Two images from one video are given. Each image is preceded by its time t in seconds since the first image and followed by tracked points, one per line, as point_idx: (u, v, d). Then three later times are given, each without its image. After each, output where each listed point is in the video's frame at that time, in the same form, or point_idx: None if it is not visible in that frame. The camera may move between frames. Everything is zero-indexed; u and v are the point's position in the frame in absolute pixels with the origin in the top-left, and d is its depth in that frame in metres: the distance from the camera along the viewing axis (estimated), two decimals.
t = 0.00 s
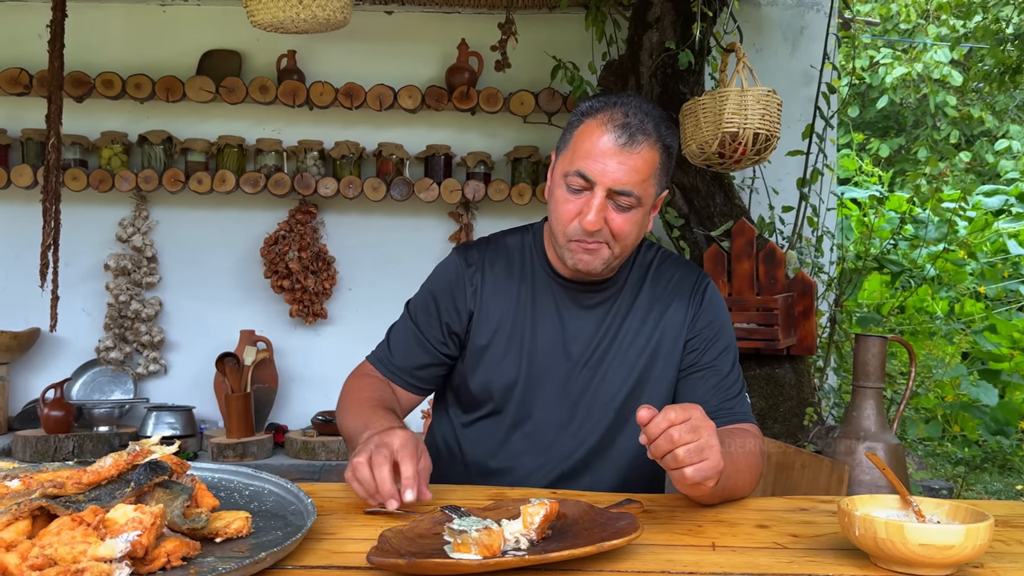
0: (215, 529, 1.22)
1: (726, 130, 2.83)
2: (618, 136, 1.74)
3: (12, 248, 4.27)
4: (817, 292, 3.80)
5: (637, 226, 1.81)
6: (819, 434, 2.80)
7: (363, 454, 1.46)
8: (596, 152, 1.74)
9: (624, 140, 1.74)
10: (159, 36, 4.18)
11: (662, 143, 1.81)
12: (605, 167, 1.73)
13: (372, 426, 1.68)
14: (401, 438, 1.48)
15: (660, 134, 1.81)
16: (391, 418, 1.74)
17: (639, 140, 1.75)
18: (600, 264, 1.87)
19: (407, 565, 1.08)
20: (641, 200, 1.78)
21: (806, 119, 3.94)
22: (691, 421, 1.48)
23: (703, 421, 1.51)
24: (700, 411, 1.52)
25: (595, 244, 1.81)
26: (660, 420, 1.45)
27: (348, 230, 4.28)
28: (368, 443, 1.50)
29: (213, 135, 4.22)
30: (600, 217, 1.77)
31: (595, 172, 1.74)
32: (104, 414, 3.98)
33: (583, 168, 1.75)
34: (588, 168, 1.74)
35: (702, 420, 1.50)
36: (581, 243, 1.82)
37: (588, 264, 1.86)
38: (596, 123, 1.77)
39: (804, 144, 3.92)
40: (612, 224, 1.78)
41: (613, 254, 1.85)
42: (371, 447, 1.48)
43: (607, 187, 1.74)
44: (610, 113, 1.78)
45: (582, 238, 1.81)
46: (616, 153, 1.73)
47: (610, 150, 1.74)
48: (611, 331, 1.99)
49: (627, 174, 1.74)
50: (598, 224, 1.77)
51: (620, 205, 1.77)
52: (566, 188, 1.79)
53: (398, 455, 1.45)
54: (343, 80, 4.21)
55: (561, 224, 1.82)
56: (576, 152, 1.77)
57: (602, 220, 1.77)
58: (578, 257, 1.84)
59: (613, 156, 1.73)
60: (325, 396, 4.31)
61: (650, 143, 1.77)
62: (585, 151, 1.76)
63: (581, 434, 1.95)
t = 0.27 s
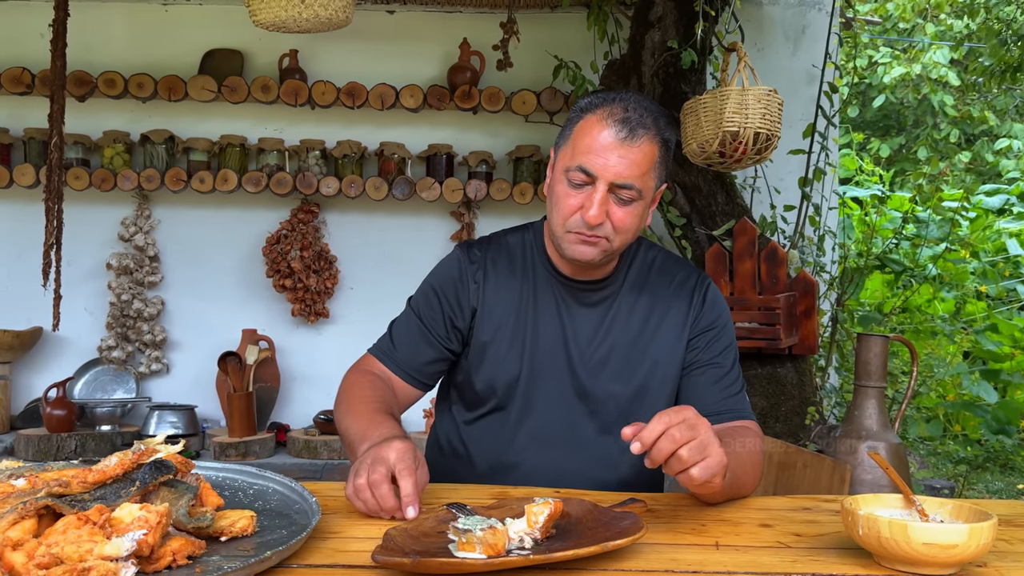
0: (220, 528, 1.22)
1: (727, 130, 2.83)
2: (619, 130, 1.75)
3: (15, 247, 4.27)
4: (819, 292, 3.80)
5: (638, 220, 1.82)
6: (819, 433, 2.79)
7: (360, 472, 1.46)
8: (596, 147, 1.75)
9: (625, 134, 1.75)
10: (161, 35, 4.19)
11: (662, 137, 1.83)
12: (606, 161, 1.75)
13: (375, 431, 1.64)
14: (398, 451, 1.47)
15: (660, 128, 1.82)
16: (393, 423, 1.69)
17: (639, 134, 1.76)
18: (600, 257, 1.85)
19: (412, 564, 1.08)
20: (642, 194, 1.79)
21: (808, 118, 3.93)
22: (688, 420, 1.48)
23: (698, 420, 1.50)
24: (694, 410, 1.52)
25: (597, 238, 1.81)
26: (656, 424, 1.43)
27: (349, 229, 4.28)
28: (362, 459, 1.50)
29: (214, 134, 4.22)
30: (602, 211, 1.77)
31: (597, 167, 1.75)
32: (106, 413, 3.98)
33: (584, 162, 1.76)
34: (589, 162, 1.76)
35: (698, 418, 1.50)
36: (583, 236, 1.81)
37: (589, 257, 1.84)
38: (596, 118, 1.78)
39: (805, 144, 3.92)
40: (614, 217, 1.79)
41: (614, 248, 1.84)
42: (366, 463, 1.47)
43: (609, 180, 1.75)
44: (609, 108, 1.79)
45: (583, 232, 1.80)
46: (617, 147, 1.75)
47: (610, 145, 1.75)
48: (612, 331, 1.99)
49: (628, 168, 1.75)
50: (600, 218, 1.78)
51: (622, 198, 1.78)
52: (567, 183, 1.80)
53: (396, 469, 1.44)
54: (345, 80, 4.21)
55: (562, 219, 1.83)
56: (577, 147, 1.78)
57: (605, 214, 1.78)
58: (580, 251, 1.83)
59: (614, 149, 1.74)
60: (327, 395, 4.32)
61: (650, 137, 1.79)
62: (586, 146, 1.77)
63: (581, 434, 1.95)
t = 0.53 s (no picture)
0: (223, 528, 1.22)
1: (725, 129, 2.83)
2: (591, 123, 1.75)
3: (16, 246, 4.27)
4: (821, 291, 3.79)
5: (621, 210, 1.81)
6: (825, 430, 2.80)
7: (376, 440, 1.42)
8: (572, 142, 1.75)
9: (598, 127, 1.75)
10: (162, 34, 4.18)
11: (637, 127, 1.82)
12: (583, 154, 1.74)
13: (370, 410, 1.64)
14: (412, 415, 1.42)
15: (632, 117, 1.82)
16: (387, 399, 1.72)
17: (612, 125, 1.76)
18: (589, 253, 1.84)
19: (415, 564, 1.08)
20: (623, 183, 1.78)
21: (809, 118, 3.93)
22: (650, 421, 1.42)
23: (661, 420, 1.44)
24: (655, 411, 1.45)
25: (583, 232, 1.80)
26: (618, 436, 1.36)
27: (351, 228, 4.28)
28: (376, 424, 1.46)
29: (215, 133, 4.22)
30: (585, 204, 1.76)
31: (574, 161, 1.75)
32: (107, 412, 3.99)
33: (562, 158, 1.75)
34: (567, 158, 1.75)
35: (660, 418, 1.43)
36: (568, 233, 1.80)
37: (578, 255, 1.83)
38: (568, 114, 1.78)
39: (807, 143, 3.92)
40: (597, 209, 1.78)
41: (601, 241, 1.83)
42: (380, 429, 1.43)
43: (588, 173, 1.75)
44: (580, 103, 1.79)
45: (568, 227, 1.79)
46: (591, 139, 1.74)
47: (585, 138, 1.75)
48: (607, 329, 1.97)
49: (604, 158, 1.75)
50: (583, 211, 1.77)
51: (603, 190, 1.77)
52: (548, 181, 1.79)
53: (412, 433, 1.40)
54: (346, 79, 4.21)
55: (547, 217, 1.81)
56: (553, 145, 1.78)
57: (587, 206, 1.77)
58: (567, 247, 1.82)
59: (589, 142, 1.74)
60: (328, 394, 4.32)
61: (624, 127, 1.78)
62: (562, 142, 1.76)
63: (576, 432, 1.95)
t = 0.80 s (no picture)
0: (225, 526, 1.23)
1: (725, 128, 2.83)
2: (560, 119, 1.73)
3: (16, 245, 4.28)
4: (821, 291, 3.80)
5: (601, 202, 1.79)
6: (825, 430, 2.76)
7: (400, 415, 1.39)
8: (543, 140, 1.73)
9: (567, 122, 1.72)
10: (162, 34, 4.19)
11: (608, 118, 1.79)
12: (555, 151, 1.72)
13: (376, 394, 1.58)
14: (438, 394, 1.40)
15: (602, 108, 1.78)
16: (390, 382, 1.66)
17: (581, 119, 1.73)
18: (572, 249, 1.84)
19: (417, 562, 1.08)
20: (599, 176, 1.76)
21: (810, 117, 3.93)
22: (599, 423, 1.33)
23: (611, 419, 1.34)
24: (607, 414, 1.36)
25: (564, 228, 1.80)
26: (566, 451, 1.29)
27: (351, 228, 4.28)
28: (399, 399, 1.43)
29: (216, 133, 4.22)
30: (563, 200, 1.75)
31: (548, 159, 1.73)
32: (107, 411, 3.99)
33: (535, 157, 1.74)
34: (540, 156, 1.73)
35: (609, 420, 1.34)
36: (549, 230, 1.80)
37: (560, 251, 1.83)
38: (536, 113, 1.75)
39: (807, 143, 3.93)
40: (576, 204, 1.77)
41: (582, 235, 1.82)
42: (404, 405, 1.41)
43: (562, 169, 1.73)
44: (547, 101, 1.76)
45: (548, 224, 1.79)
46: (562, 135, 1.72)
47: (555, 135, 1.73)
48: (594, 323, 1.97)
49: (577, 153, 1.72)
50: (562, 207, 1.76)
51: (580, 185, 1.75)
52: (524, 181, 1.78)
53: (437, 413, 1.38)
54: (347, 78, 4.21)
55: (527, 217, 1.81)
56: (525, 144, 1.75)
57: (565, 202, 1.76)
58: (550, 245, 1.82)
59: (559, 139, 1.72)
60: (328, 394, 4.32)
61: (594, 121, 1.75)
62: (533, 141, 1.74)
63: (565, 427, 1.94)
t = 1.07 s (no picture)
0: (225, 526, 1.23)
1: (729, 128, 2.84)
2: (542, 120, 1.72)
3: (17, 245, 4.28)
4: (821, 291, 3.80)
5: (587, 200, 1.79)
6: (825, 430, 2.75)
7: (416, 415, 1.37)
8: (526, 141, 1.72)
9: (549, 122, 1.72)
10: (162, 34, 4.19)
11: (589, 115, 1.79)
12: (539, 152, 1.71)
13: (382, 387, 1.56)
14: (455, 399, 1.40)
15: (582, 106, 1.78)
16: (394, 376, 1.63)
17: (562, 118, 1.72)
18: (561, 248, 1.84)
19: (415, 559, 1.09)
20: (584, 174, 1.75)
21: (810, 117, 3.93)
22: (573, 442, 1.26)
23: (584, 434, 1.27)
24: (580, 427, 1.29)
25: (551, 228, 1.79)
26: (543, 479, 1.23)
27: (351, 228, 4.28)
28: (417, 399, 1.41)
29: (216, 133, 4.22)
30: (549, 201, 1.75)
31: (532, 160, 1.72)
32: (108, 411, 3.99)
33: (519, 159, 1.73)
34: (524, 158, 1.72)
35: (580, 436, 1.27)
36: (537, 231, 1.79)
37: (549, 251, 1.84)
38: (518, 114, 1.74)
39: (807, 143, 3.93)
40: (562, 204, 1.76)
41: (571, 234, 1.82)
42: (421, 405, 1.39)
43: (547, 170, 1.72)
44: (528, 102, 1.75)
45: (536, 225, 1.78)
46: (545, 135, 1.71)
47: (538, 135, 1.72)
48: (586, 321, 1.97)
49: (561, 153, 1.72)
50: (548, 208, 1.75)
51: (565, 184, 1.75)
52: (509, 183, 1.77)
53: (454, 419, 1.36)
54: (347, 78, 4.21)
55: (514, 218, 1.80)
56: (509, 145, 1.74)
57: (552, 202, 1.75)
58: (540, 245, 1.82)
59: (542, 139, 1.71)
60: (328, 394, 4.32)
61: (576, 119, 1.75)
62: (516, 143, 1.73)
63: (560, 425, 1.95)
